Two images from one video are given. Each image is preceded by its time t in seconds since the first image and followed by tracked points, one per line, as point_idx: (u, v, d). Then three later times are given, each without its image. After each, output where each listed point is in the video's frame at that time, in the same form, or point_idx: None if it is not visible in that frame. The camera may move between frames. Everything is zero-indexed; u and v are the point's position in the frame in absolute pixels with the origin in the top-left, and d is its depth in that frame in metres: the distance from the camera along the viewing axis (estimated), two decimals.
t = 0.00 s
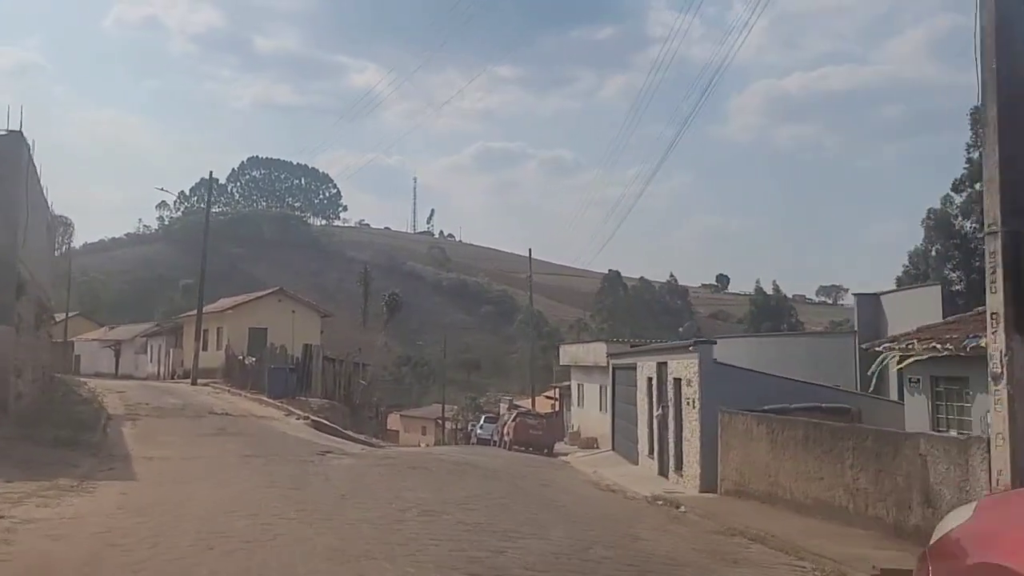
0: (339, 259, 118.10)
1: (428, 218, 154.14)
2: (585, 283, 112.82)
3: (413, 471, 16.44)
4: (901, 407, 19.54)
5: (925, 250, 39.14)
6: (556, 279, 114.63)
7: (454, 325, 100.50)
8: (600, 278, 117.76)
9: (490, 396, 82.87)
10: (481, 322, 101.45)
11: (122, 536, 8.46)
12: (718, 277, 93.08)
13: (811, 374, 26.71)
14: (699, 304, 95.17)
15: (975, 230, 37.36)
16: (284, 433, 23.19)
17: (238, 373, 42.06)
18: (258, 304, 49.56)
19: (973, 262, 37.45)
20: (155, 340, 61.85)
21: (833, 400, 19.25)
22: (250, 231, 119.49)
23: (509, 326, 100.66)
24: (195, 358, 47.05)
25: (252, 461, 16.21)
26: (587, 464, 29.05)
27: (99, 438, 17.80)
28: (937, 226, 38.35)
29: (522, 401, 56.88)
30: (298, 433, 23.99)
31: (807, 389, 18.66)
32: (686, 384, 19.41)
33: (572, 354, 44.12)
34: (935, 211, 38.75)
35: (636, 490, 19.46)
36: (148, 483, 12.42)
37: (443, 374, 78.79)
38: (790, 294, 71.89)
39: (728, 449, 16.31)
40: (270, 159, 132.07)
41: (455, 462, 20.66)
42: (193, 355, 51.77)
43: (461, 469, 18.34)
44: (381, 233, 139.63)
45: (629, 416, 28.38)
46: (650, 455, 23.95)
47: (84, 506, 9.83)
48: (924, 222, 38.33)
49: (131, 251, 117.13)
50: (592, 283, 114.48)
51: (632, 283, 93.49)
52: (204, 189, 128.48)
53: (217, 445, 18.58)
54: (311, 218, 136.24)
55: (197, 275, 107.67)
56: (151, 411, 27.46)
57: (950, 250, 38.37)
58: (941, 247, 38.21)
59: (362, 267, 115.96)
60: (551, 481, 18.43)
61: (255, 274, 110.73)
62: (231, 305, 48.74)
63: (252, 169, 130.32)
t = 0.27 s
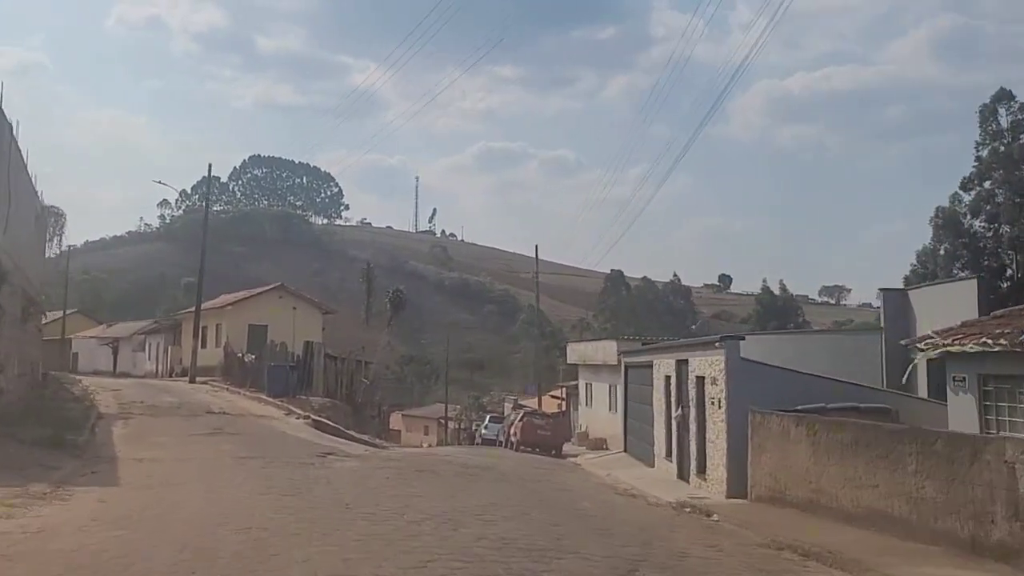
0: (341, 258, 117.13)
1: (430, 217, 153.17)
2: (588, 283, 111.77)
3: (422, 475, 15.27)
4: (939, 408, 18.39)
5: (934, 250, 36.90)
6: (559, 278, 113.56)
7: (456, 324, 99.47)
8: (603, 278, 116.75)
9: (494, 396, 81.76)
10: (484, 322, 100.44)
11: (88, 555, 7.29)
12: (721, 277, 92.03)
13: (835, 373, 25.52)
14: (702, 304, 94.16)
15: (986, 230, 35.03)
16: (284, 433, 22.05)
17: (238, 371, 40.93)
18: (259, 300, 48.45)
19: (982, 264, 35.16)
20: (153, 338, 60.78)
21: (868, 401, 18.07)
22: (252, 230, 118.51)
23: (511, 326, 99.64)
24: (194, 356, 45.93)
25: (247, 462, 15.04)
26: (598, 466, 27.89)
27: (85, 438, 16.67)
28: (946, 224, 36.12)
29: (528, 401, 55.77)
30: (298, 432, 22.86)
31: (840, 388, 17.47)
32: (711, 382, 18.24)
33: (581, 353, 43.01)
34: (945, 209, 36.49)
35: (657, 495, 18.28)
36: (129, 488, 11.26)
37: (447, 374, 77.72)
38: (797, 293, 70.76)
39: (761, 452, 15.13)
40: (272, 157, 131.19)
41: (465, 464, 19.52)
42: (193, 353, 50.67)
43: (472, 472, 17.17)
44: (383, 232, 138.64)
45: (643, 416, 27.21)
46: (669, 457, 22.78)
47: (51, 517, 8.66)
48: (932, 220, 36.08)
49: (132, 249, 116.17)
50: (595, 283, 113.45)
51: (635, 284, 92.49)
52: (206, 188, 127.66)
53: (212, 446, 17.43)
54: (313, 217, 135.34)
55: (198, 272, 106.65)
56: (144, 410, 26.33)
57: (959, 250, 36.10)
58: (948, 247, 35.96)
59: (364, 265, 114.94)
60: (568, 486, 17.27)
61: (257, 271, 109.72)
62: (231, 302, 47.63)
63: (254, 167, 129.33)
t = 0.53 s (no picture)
0: (343, 258, 116.09)
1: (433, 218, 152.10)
2: (591, 283, 110.59)
3: (431, 486, 14.15)
4: (982, 411, 17.32)
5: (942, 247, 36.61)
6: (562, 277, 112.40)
7: (458, 324, 98.32)
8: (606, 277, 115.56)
9: (498, 397, 80.60)
10: (486, 322, 99.33)
11: None
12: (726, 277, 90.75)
13: (861, 373, 24.40)
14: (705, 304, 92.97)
15: (995, 228, 34.64)
16: (284, 437, 20.97)
17: (237, 372, 39.83)
18: (259, 300, 47.34)
19: (991, 262, 34.85)
20: (152, 338, 59.71)
21: (906, 403, 16.93)
22: (253, 230, 117.45)
23: (514, 326, 98.51)
24: (192, 357, 44.87)
25: (242, 472, 13.95)
26: (611, 470, 26.75)
27: (69, 445, 15.60)
28: (954, 222, 35.79)
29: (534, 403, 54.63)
30: (298, 437, 21.78)
31: (877, 390, 16.35)
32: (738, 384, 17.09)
33: (589, 353, 41.90)
34: (954, 206, 36.08)
35: (681, 505, 17.13)
36: (109, 505, 10.19)
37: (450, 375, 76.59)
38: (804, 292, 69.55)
39: (799, 460, 14.01)
40: (274, 158, 130.17)
41: (475, 471, 18.44)
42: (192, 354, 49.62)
43: (484, 482, 16.05)
44: (385, 232, 137.58)
45: (657, 419, 26.06)
46: (688, 463, 21.67)
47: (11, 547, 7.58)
48: (940, 218, 35.76)
49: (132, 250, 115.19)
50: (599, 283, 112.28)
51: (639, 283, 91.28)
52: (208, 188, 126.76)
53: (206, 453, 16.34)
54: (314, 217, 134.35)
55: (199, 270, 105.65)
56: (138, 413, 25.27)
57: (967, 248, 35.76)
58: (957, 245, 35.64)
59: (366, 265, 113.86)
60: (586, 497, 16.14)
61: (258, 271, 108.68)
62: (230, 301, 46.57)
63: (256, 168, 128.29)
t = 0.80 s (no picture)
0: (344, 258, 115.07)
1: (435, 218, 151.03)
2: (594, 283, 109.43)
3: (440, 497, 13.06)
4: None
5: (950, 246, 36.38)
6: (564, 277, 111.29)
7: (459, 325, 97.22)
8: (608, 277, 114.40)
9: (501, 398, 79.46)
10: (487, 322, 98.26)
11: None
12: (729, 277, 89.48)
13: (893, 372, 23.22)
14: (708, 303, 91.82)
15: (1004, 227, 34.41)
16: (283, 442, 19.87)
17: (236, 372, 38.73)
18: (258, 298, 46.26)
19: (999, 260, 34.63)
20: (150, 338, 58.64)
21: (949, 405, 15.82)
22: (253, 230, 116.41)
23: (515, 326, 97.42)
24: (190, 357, 43.79)
25: (234, 482, 12.86)
26: (624, 475, 25.65)
27: (51, 452, 14.54)
28: (962, 220, 35.57)
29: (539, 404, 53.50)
30: (297, 441, 20.72)
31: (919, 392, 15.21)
32: (768, 386, 15.94)
33: (597, 354, 40.82)
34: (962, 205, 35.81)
35: (707, 516, 16.02)
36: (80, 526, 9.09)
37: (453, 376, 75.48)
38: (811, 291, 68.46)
39: (842, 469, 12.88)
40: (275, 158, 129.22)
41: (485, 478, 17.35)
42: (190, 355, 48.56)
43: (495, 492, 14.94)
44: (387, 232, 136.53)
45: (674, 422, 24.96)
46: (709, 468, 20.56)
47: None
48: (948, 216, 35.51)
49: (132, 251, 114.20)
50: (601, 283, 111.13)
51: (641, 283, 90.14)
52: (209, 188, 125.84)
53: (198, 460, 15.24)
54: (315, 217, 133.37)
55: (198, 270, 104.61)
56: (130, 416, 24.17)
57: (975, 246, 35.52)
58: (965, 244, 35.40)
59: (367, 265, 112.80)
60: (606, 508, 15.04)
61: (258, 271, 107.64)
62: (229, 300, 45.48)
63: (257, 168, 127.24)
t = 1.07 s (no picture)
0: (344, 258, 114.08)
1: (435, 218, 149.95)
2: (595, 282, 108.33)
3: (449, 508, 11.91)
4: None
5: (956, 244, 35.78)
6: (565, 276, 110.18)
7: (460, 325, 96.11)
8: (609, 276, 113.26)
9: (504, 399, 78.34)
10: (487, 321, 97.24)
11: None
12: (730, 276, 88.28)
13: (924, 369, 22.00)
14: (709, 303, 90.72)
15: (1010, 224, 33.82)
16: (281, 445, 18.80)
17: (233, 372, 37.61)
18: (256, 297, 45.16)
19: (1007, 258, 34.03)
20: (146, 338, 57.53)
21: (997, 405, 14.68)
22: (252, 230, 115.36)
23: (515, 326, 96.38)
24: (186, 357, 42.69)
25: (224, 491, 11.77)
26: (638, 478, 24.54)
27: (28, 459, 13.47)
28: (967, 219, 34.99)
29: (543, 405, 52.40)
30: (296, 444, 19.61)
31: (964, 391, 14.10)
32: (801, 384, 14.78)
33: (605, 352, 39.76)
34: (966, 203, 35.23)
35: (736, 525, 14.87)
36: (45, 551, 8.03)
37: (455, 376, 74.37)
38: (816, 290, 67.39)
39: (892, 476, 11.72)
40: (275, 159, 128.25)
41: (497, 484, 16.22)
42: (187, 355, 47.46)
43: (509, 499, 13.86)
44: (386, 232, 135.47)
45: (691, 423, 23.83)
46: (732, 472, 19.44)
47: None
48: (952, 214, 34.93)
49: (130, 251, 113.09)
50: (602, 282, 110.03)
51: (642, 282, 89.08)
52: (207, 189, 124.83)
53: (189, 467, 14.16)
54: (315, 217, 132.35)
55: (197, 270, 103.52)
56: (121, 418, 23.07)
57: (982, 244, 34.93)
58: (971, 242, 34.80)
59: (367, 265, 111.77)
60: (630, 518, 13.90)
61: (257, 270, 106.54)
62: (226, 298, 44.39)
63: (256, 168, 126.14)
